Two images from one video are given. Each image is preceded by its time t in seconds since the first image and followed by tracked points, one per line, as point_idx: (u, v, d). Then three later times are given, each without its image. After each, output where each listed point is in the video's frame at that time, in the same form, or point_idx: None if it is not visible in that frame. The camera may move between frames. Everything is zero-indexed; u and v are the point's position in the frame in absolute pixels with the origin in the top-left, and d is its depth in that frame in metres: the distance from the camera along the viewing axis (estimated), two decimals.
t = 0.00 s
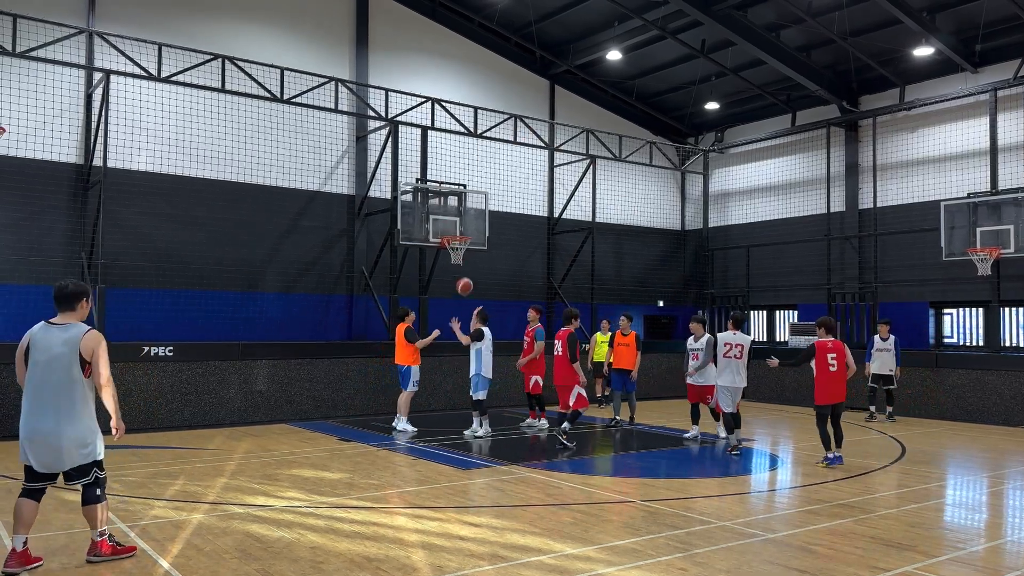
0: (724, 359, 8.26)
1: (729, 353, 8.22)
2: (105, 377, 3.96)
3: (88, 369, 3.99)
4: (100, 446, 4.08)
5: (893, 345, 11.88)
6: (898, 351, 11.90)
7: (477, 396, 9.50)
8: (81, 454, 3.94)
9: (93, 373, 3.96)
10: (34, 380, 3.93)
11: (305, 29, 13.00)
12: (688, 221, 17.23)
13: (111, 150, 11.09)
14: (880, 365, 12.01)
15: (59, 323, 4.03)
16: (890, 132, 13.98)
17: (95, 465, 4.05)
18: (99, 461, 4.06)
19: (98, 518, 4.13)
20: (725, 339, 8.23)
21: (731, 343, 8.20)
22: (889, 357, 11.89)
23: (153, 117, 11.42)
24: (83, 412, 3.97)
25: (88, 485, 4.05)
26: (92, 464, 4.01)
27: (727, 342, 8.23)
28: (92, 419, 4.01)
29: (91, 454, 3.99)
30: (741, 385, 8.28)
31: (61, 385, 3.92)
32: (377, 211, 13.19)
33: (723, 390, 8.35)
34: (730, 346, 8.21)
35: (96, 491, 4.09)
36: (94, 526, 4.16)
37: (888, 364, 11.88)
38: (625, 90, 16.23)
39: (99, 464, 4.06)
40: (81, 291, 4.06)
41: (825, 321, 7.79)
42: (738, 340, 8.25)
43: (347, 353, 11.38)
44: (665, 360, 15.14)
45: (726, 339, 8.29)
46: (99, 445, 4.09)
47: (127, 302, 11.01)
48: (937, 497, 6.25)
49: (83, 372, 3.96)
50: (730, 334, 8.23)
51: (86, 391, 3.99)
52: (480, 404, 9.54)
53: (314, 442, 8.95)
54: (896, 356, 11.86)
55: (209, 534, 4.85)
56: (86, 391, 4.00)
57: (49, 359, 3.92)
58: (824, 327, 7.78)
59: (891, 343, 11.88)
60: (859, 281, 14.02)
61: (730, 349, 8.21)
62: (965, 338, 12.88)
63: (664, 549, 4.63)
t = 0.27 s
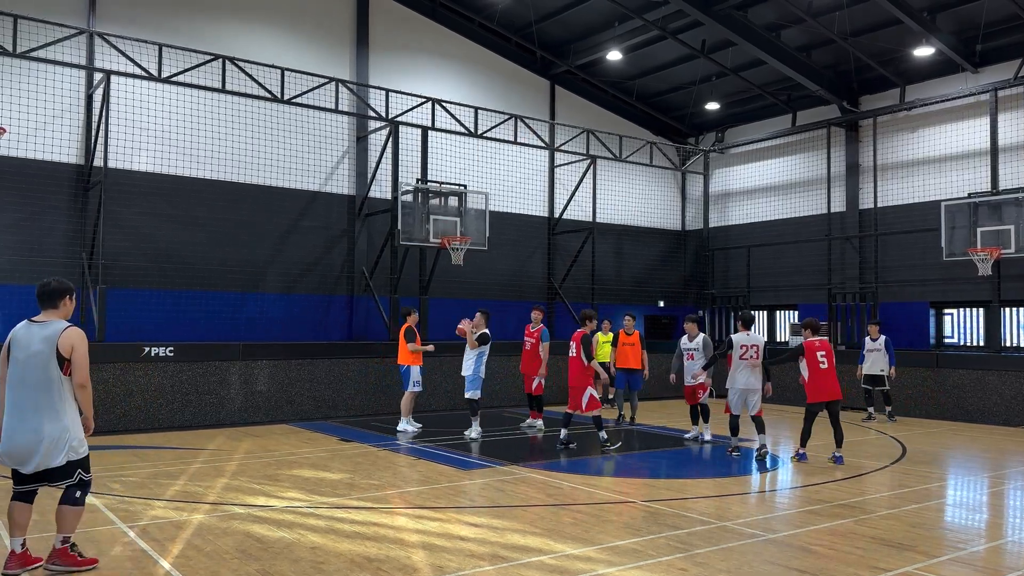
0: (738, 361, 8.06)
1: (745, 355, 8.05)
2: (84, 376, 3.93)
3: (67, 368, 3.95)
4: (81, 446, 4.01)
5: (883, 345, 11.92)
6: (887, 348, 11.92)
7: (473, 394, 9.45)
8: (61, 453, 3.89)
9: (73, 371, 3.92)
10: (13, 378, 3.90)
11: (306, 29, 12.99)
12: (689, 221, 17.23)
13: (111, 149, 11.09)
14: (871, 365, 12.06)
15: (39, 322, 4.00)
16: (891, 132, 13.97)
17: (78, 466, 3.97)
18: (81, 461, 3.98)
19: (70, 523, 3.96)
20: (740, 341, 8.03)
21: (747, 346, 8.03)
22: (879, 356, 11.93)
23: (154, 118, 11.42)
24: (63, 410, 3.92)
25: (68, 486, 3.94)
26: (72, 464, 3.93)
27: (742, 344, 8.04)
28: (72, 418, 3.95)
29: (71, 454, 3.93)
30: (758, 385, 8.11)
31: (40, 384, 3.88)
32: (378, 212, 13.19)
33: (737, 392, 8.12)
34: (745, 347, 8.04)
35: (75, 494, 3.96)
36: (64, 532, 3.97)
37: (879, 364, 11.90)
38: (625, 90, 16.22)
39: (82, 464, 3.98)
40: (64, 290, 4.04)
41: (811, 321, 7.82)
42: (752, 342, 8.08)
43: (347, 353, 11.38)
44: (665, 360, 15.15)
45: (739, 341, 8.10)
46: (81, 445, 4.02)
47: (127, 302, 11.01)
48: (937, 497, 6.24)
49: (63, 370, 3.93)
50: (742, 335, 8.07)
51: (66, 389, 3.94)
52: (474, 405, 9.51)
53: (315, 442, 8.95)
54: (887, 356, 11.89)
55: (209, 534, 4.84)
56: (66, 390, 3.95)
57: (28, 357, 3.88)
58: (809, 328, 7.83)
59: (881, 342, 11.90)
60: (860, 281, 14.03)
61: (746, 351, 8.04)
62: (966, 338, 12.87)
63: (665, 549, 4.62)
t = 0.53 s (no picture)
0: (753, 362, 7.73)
1: (759, 355, 7.72)
2: (84, 380, 3.74)
3: (63, 371, 3.74)
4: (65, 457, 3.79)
5: (874, 345, 11.94)
6: (876, 348, 11.90)
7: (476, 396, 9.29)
8: (48, 463, 3.66)
9: (70, 375, 3.73)
10: (3, 380, 3.67)
11: (306, 29, 13.00)
12: (689, 221, 17.24)
13: (112, 150, 11.09)
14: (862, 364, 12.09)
15: (35, 322, 3.79)
16: (891, 132, 13.97)
17: (56, 478, 3.73)
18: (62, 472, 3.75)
19: (27, 536, 3.58)
20: (753, 341, 7.74)
21: (759, 346, 7.70)
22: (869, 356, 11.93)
23: (155, 118, 11.43)
24: (54, 416, 3.71)
25: (39, 495, 3.66)
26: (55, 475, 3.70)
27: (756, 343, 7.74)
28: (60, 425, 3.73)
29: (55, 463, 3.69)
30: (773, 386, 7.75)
31: (35, 387, 3.67)
32: (378, 212, 13.19)
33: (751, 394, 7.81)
34: (760, 347, 7.72)
35: (43, 505, 3.65)
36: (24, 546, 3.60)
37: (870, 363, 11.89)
38: (625, 90, 16.23)
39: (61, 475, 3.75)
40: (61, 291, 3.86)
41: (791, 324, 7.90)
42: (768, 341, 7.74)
43: (347, 353, 11.38)
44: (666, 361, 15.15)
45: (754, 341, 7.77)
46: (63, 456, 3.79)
47: (128, 302, 11.02)
48: (937, 497, 6.24)
49: (59, 374, 3.72)
50: (757, 335, 7.77)
51: (59, 394, 3.74)
52: (475, 407, 9.36)
53: (316, 443, 8.95)
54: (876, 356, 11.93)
55: (210, 535, 4.84)
56: (59, 395, 3.75)
57: (23, 359, 3.67)
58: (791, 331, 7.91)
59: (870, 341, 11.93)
60: (861, 281, 14.03)
61: (760, 351, 7.71)
62: (966, 338, 12.88)
63: (665, 550, 4.62)
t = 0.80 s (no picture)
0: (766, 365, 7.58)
1: (772, 359, 7.54)
2: (81, 383, 3.70)
3: (59, 373, 3.74)
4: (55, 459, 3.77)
5: (865, 346, 11.90)
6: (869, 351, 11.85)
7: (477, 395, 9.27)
8: (36, 465, 3.64)
9: (65, 376, 3.72)
10: None
11: (306, 30, 13.00)
12: (689, 221, 17.24)
13: (113, 150, 11.09)
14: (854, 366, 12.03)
15: (30, 322, 3.79)
16: (891, 132, 13.96)
17: (45, 482, 3.70)
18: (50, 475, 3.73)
19: (19, 544, 3.61)
20: (768, 345, 7.53)
21: (774, 349, 7.51)
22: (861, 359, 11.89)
23: (155, 118, 11.43)
24: (48, 418, 3.71)
25: (25, 501, 3.63)
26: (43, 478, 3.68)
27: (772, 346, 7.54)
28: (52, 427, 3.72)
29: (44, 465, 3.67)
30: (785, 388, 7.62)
31: (28, 387, 3.67)
32: (378, 212, 13.19)
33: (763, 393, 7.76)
34: (774, 350, 7.53)
35: (28, 511, 3.63)
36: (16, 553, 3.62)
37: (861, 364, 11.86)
38: (626, 91, 16.22)
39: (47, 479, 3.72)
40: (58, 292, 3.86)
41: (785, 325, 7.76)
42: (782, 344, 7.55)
43: (347, 353, 11.38)
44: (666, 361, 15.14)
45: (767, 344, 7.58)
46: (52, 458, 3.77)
47: (129, 302, 11.03)
48: (938, 497, 6.24)
49: (54, 376, 3.72)
50: (772, 338, 7.54)
51: (53, 396, 3.73)
52: (478, 407, 9.30)
53: (316, 443, 8.95)
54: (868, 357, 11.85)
55: (210, 535, 4.84)
56: (54, 396, 3.74)
57: (17, 358, 3.67)
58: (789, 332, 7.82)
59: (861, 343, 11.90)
60: (861, 281, 14.03)
61: (774, 355, 7.53)
62: (967, 338, 12.86)
63: (666, 550, 4.62)
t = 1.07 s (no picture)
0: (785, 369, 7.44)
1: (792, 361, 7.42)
2: (61, 378, 3.65)
3: (39, 370, 3.68)
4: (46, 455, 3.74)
5: (854, 346, 11.95)
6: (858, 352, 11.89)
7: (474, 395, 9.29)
8: (26, 463, 3.62)
9: (45, 373, 3.65)
10: None
11: (306, 30, 13.00)
12: (690, 222, 17.25)
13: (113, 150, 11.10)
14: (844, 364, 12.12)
15: (6, 320, 3.67)
16: (892, 132, 13.95)
17: (36, 481, 3.69)
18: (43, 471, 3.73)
19: (17, 544, 3.63)
20: (789, 347, 7.41)
21: (793, 352, 7.40)
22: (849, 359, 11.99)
23: (156, 118, 11.43)
24: (32, 416, 3.67)
25: (18, 501, 3.64)
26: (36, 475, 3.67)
27: (790, 349, 7.43)
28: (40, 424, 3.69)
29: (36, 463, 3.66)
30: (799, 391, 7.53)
31: (9, 386, 3.61)
32: (379, 212, 13.19)
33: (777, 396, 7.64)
34: (794, 352, 7.42)
35: (23, 512, 3.65)
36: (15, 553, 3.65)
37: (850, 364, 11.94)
38: (626, 91, 16.22)
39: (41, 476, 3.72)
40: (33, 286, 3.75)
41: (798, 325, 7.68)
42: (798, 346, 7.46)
43: (347, 354, 11.38)
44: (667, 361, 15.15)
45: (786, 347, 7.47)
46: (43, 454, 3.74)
47: (129, 302, 11.03)
48: (938, 498, 6.24)
49: (34, 374, 3.66)
50: (791, 339, 7.43)
51: (36, 394, 3.68)
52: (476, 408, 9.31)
53: (316, 443, 8.95)
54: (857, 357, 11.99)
55: (211, 535, 4.85)
56: (36, 394, 3.70)
57: None
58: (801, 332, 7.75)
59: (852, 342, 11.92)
60: (861, 281, 14.02)
61: (794, 357, 7.41)
62: (968, 338, 12.80)
63: (666, 550, 4.62)
